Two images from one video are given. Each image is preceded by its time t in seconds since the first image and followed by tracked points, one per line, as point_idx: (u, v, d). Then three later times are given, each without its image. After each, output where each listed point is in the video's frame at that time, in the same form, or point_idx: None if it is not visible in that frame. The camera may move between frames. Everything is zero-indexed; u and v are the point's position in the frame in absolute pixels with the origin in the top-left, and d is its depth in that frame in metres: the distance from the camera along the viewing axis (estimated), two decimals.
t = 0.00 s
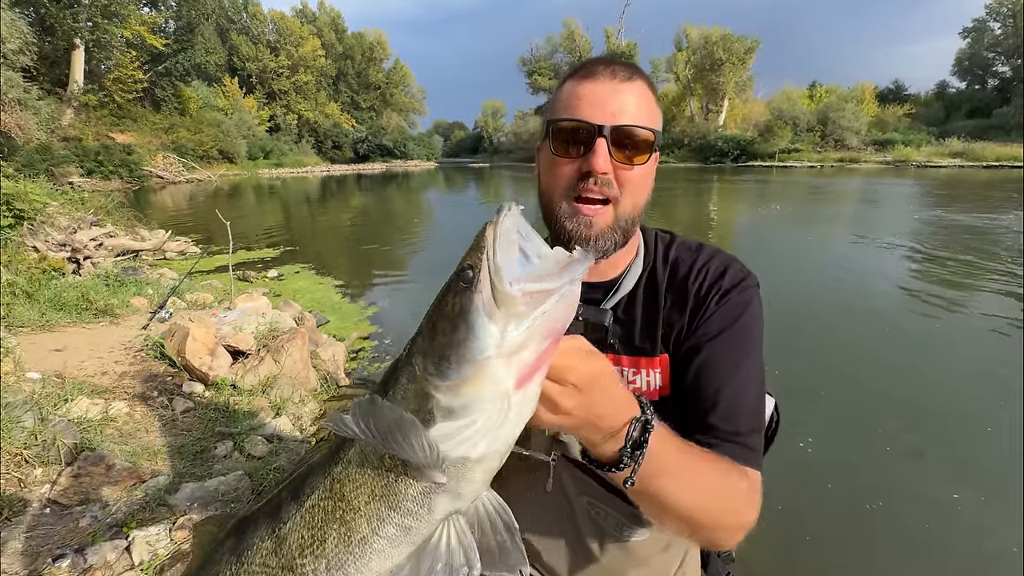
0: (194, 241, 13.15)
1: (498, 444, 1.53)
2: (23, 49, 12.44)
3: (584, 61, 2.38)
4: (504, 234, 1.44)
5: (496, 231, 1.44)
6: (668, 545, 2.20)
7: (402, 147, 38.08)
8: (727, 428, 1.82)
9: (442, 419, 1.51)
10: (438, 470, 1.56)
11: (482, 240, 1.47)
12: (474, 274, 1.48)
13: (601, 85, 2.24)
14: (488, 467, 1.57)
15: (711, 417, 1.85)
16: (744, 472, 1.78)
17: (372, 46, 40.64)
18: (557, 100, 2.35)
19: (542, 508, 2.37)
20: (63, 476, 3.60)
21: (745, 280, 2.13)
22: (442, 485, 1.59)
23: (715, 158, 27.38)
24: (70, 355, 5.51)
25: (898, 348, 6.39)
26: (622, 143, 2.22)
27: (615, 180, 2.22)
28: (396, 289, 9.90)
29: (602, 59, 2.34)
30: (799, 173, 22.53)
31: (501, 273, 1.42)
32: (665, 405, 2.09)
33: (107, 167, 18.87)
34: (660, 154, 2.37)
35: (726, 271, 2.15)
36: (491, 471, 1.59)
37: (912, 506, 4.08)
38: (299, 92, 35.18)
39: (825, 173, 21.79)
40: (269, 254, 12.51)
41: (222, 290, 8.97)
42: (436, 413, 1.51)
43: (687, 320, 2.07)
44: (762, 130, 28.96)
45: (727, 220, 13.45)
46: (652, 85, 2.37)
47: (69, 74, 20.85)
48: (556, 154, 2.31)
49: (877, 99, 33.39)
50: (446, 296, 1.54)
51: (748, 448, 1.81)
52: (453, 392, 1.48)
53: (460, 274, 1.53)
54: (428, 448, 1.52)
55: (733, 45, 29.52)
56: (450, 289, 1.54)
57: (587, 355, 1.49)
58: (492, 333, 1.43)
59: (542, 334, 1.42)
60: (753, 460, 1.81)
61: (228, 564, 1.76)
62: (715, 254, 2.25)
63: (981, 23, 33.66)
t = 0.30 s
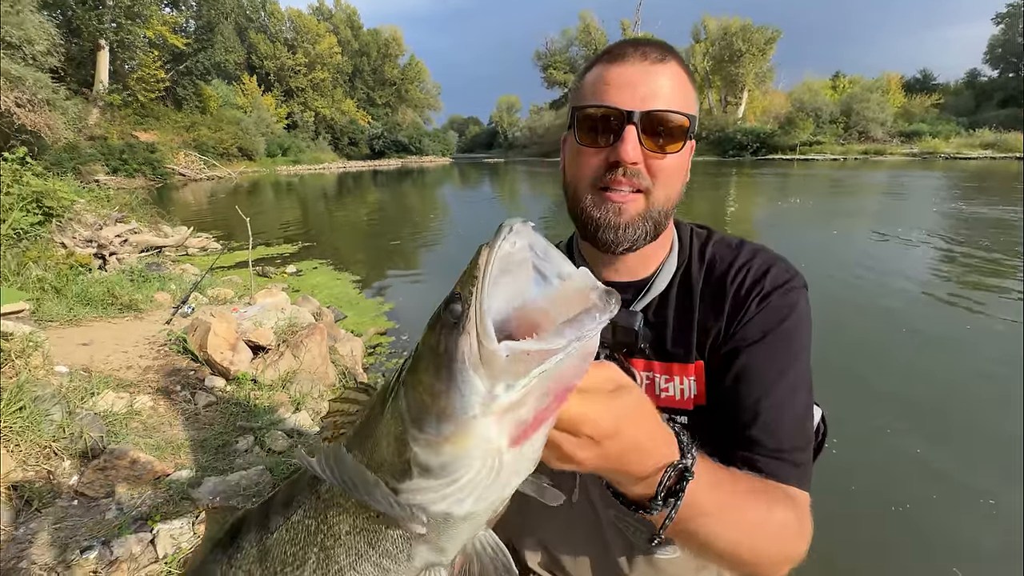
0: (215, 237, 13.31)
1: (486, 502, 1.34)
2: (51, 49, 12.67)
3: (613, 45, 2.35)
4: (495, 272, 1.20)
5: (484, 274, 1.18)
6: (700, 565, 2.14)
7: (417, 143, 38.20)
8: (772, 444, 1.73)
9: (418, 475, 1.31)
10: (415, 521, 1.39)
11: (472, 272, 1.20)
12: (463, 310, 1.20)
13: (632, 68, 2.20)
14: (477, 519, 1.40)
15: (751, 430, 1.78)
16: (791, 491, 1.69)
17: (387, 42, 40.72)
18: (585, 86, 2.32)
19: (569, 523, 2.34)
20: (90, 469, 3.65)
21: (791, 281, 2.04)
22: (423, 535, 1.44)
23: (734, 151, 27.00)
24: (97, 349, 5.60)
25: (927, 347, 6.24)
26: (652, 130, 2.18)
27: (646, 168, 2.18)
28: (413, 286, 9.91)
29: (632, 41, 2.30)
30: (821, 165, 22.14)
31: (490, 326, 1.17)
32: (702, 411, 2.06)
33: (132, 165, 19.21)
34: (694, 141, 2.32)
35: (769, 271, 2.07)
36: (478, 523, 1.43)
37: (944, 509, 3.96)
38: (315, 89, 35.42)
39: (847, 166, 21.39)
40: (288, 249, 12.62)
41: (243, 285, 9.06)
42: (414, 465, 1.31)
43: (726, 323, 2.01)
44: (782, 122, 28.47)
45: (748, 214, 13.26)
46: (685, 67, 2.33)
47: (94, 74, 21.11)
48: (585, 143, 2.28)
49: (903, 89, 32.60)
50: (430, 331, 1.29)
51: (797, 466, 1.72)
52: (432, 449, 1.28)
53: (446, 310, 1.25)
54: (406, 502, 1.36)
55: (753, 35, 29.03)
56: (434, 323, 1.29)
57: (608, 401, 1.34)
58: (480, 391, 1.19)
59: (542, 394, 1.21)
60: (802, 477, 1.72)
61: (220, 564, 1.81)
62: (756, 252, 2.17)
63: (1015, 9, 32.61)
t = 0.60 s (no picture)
0: (232, 234, 13.43)
1: (505, 545, 1.26)
2: (74, 52, 12.86)
3: (650, 15, 2.27)
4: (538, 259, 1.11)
5: (527, 267, 1.09)
6: None
7: (430, 141, 38.33)
8: (835, 462, 1.57)
9: (420, 505, 1.26)
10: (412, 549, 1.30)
11: (507, 264, 1.12)
12: (494, 311, 1.14)
13: (672, 40, 2.13)
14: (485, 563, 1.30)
15: (808, 443, 1.62)
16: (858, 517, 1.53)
17: (400, 40, 40.77)
18: (621, 61, 2.24)
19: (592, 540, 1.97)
20: (110, 466, 3.67)
21: (851, 278, 1.93)
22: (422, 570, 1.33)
23: (751, 144, 26.62)
24: (117, 346, 5.65)
25: (949, 350, 6.10)
26: (693, 108, 2.09)
27: (686, 152, 2.10)
28: (428, 282, 9.87)
29: (674, 9, 2.22)
30: (841, 159, 21.76)
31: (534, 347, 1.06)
32: (747, 422, 1.90)
33: (153, 165, 19.51)
34: (741, 120, 2.22)
35: (826, 267, 1.96)
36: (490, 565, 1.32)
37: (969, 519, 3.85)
38: (330, 88, 35.61)
39: (868, 159, 20.97)
40: (304, 246, 12.68)
41: (260, 282, 9.11)
42: (414, 494, 1.26)
43: (777, 323, 1.89)
44: (800, 115, 27.96)
45: (767, 209, 13.06)
46: (732, 36, 2.24)
47: (116, 75, 21.06)
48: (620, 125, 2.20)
49: (928, 78, 31.80)
50: (449, 326, 1.24)
51: (863, 488, 1.55)
52: (443, 480, 1.21)
53: (468, 304, 1.21)
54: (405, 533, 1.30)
55: (772, 26, 28.50)
56: (457, 324, 1.23)
57: (673, 427, 1.20)
58: (508, 420, 1.13)
59: (584, 429, 1.11)
60: (868, 499, 1.56)
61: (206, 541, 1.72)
62: (810, 246, 2.07)
63: None
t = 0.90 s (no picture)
0: (242, 234, 13.44)
1: None
2: (87, 55, 12.89)
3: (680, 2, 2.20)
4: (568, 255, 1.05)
5: (558, 262, 1.03)
6: None
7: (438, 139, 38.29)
8: (881, 484, 1.55)
9: (430, 541, 1.25)
10: None
11: (531, 264, 1.07)
12: (521, 324, 1.07)
13: (703, 29, 2.06)
14: None
15: (855, 465, 1.59)
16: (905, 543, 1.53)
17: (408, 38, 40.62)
18: (648, 52, 2.18)
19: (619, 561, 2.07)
20: (120, 469, 3.64)
21: (896, 284, 1.88)
22: None
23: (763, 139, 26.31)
24: (128, 347, 5.65)
25: (967, 353, 6.01)
26: (724, 100, 2.02)
27: (717, 147, 2.03)
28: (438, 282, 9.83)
29: None
30: (854, 154, 21.46)
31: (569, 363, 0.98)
32: (782, 439, 1.83)
33: (164, 166, 19.57)
34: (778, 111, 2.13)
35: (869, 272, 1.91)
36: None
37: (973, 524, 3.85)
38: (338, 87, 35.58)
39: (882, 154, 20.63)
40: (314, 245, 12.68)
41: (270, 282, 9.10)
42: (422, 531, 1.26)
43: (818, 332, 1.85)
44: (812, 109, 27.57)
45: (780, 204, 12.89)
46: (768, 21, 2.15)
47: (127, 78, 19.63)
48: (646, 118, 2.14)
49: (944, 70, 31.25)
50: (463, 337, 1.22)
51: (912, 514, 1.54)
52: (459, 516, 1.18)
53: (484, 312, 1.17)
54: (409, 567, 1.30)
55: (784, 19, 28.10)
56: (473, 336, 1.19)
57: (713, 456, 1.12)
58: (534, 448, 1.07)
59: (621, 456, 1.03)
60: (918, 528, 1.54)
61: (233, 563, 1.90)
62: (851, 249, 2.01)
63: None
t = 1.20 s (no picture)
0: (244, 236, 13.41)
1: None
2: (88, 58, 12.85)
3: None
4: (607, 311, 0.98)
5: (596, 315, 0.97)
6: None
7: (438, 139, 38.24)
8: (911, 512, 1.54)
9: None
10: None
11: (561, 317, 1.00)
12: (549, 385, 1.02)
13: (717, 25, 1.99)
14: None
15: (883, 491, 1.57)
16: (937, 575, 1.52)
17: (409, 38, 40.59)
18: (660, 50, 2.12)
19: None
20: (119, 478, 3.59)
21: (925, 295, 1.83)
22: None
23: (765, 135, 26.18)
24: (129, 353, 5.61)
25: (976, 350, 5.90)
26: (740, 102, 1.97)
27: (734, 151, 1.98)
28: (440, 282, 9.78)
29: None
30: (857, 149, 21.33)
31: (611, 441, 0.94)
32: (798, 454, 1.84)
33: (166, 169, 19.56)
34: (797, 111, 2.07)
35: (896, 283, 1.86)
36: None
37: (985, 528, 3.78)
38: (339, 88, 35.58)
39: (886, 149, 20.46)
40: (316, 247, 12.64)
41: (271, 284, 9.06)
42: None
43: (842, 347, 1.81)
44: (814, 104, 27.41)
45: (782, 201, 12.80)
46: (785, 14, 2.08)
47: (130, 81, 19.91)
48: (657, 121, 2.10)
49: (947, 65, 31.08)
50: (475, 391, 1.16)
51: (944, 544, 1.53)
52: None
53: (503, 363, 1.11)
54: None
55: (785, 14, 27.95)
56: (489, 390, 1.13)
57: (751, 523, 1.07)
58: (563, 530, 1.00)
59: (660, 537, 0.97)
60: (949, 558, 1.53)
61: None
62: (875, 259, 1.96)
63: None
